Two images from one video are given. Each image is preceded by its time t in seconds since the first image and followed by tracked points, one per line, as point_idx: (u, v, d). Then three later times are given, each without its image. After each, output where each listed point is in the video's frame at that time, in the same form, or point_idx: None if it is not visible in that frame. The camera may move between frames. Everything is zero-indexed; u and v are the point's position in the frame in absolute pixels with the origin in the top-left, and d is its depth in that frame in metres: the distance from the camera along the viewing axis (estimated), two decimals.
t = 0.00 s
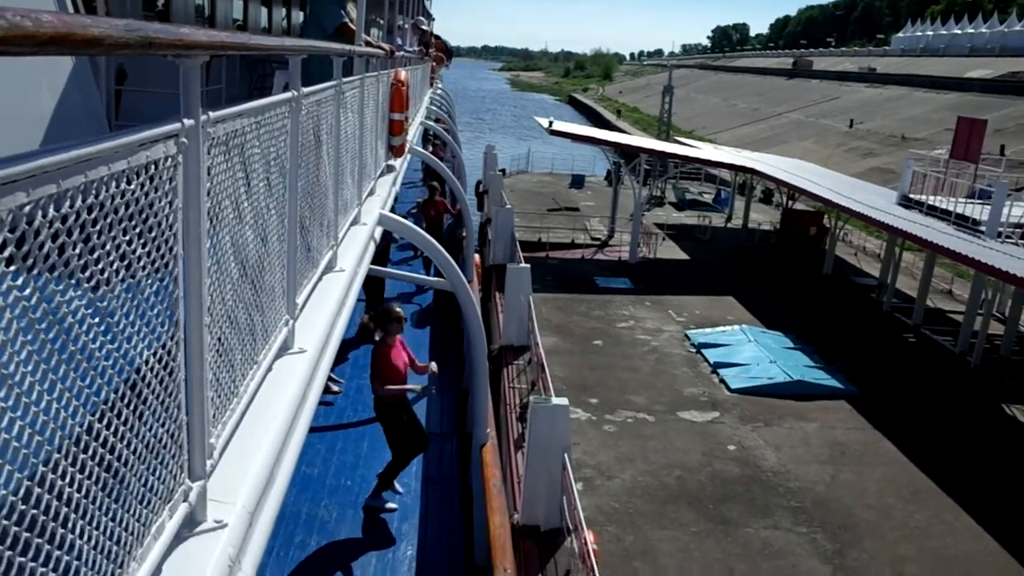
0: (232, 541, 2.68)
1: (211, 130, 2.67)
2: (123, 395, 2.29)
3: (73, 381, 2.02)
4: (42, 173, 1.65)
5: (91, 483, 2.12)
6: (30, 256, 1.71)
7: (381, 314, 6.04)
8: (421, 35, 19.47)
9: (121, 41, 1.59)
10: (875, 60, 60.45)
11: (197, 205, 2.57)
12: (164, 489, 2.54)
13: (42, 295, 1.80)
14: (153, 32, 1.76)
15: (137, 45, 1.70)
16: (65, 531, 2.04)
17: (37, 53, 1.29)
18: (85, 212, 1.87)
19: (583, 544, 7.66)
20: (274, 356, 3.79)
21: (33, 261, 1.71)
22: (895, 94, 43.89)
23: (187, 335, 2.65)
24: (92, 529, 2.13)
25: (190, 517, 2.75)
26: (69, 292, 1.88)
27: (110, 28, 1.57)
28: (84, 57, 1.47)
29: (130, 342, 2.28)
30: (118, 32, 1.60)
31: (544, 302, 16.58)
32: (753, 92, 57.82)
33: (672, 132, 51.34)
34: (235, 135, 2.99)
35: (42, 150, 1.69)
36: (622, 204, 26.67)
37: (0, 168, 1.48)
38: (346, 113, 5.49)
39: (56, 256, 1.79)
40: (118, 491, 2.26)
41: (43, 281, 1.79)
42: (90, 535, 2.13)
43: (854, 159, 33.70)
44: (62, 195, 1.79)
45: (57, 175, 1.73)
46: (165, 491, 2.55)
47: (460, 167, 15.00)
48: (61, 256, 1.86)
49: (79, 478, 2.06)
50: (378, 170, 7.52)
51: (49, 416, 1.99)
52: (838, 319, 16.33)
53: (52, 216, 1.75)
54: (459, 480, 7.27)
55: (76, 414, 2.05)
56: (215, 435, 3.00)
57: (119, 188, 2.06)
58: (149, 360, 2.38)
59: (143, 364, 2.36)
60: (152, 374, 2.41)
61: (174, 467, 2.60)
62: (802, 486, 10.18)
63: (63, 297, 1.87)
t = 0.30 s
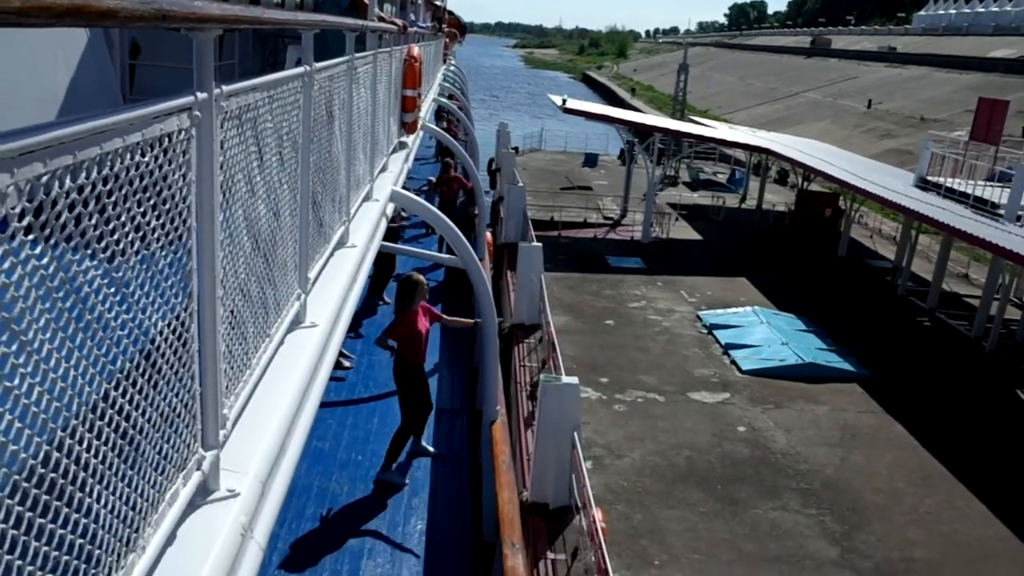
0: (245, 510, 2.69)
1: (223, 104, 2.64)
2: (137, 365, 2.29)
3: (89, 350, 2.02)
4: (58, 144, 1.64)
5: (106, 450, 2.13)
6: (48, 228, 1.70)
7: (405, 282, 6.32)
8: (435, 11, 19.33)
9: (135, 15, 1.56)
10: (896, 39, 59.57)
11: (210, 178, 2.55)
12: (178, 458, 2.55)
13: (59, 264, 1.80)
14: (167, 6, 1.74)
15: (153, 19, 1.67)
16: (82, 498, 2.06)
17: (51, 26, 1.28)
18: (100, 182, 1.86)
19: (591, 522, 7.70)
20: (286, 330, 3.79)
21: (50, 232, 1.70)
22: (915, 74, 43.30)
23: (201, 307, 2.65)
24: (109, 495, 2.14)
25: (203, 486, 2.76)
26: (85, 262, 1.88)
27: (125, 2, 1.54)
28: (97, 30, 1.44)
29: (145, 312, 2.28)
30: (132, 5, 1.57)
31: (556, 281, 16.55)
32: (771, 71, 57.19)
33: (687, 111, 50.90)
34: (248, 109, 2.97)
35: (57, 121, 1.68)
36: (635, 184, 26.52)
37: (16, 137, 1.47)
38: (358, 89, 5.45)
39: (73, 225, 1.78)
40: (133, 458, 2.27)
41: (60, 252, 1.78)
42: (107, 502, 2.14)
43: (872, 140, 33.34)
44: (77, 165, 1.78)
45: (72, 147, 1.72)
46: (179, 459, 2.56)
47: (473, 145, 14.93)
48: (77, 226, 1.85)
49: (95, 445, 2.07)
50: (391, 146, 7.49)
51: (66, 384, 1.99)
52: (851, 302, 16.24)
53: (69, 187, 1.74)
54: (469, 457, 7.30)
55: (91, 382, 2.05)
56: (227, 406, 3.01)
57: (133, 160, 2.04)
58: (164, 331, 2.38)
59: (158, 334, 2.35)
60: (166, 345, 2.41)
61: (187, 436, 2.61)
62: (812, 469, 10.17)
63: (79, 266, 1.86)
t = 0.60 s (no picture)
0: (244, 485, 2.76)
1: (226, 85, 2.69)
2: (139, 342, 2.35)
3: (90, 325, 2.08)
4: (61, 122, 1.69)
5: (108, 423, 2.20)
6: (50, 203, 1.75)
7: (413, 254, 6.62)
8: None
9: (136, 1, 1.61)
10: (908, 29, 59.14)
11: (213, 157, 2.60)
12: (179, 433, 2.61)
13: (62, 240, 1.85)
14: None
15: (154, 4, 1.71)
16: (84, 468, 2.12)
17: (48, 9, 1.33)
18: (103, 161, 1.91)
19: (591, 505, 7.79)
20: (288, 309, 3.85)
21: (54, 209, 1.75)
22: (926, 65, 42.99)
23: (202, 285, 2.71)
24: (109, 468, 2.21)
25: (204, 461, 2.83)
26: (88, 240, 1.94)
27: None
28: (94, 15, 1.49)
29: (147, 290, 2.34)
30: None
31: (561, 266, 16.57)
32: (781, 58, 56.83)
33: (695, 97, 50.66)
34: (252, 90, 3.02)
35: (60, 100, 1.73)
36: (642, 170, 26.48)
37: (21, 116, 1.53)
38: (364, 70, 5.48)
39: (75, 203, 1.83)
40: (135, 433, 2.34)
41: (63, 229, 1.84)
42: (108, 473, 2.21)
43: (881, 130, 33.17)
44: (80, 143, 1.84)
45: (75, 125, 1.77)
46: (180, 435, 2.63)
47: (480, 128, 14.92)
48: (80, 203, 1.91)
49: (96, 417, 2.13)
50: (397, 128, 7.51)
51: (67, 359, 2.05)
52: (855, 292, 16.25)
53: (73, 163, 1.79)
54: (470, 439, 7.38)
55: (92, 357, 2.11)
56: (229, 383, 3.07)
57: (137, 138, 2.09)
58: (166, 309, 2.43)
59: (160, 311, 2.41)
60: (168, 323, 2.47)
61: (188, 412, 2.67)
62: (811, 457, 10.23)
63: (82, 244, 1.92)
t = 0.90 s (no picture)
0: (237, 470, 2.81)
1: (227, 74, 2.72)
2: (136, 326, 2.39)
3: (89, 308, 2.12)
4: (62, 111, 1.73)
5: (103, 406, 2.24)
6: (49, 190, 1.78)
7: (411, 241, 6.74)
8: None
9: None
10: (916, 27, 58.89)
11: (212, 146, 2.63)
12: (173, 417, 2.65)
13: (60, 225, 1.89)
14: None
15: None
16: (80, 448, 2.17)
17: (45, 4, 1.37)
18: (102, 149, 1.95)
19: (586, 497, 7.85)
20: (286, 297, 3.89)
21: (53, 195, 1.79)
22: (933, 64, 42.85)
23: (199, 272, 2.74)
24: (105, 450, 2.25)
25: (198, 445, 2.88)
26: (86, 226, 1.98)
27: None
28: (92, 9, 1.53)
29: (144, 276, 2.37)
30: None
31: (561, 258, 16.61)
32: (788, 54, 56.63)
33: (701, 92, 50.52)
34: (252, 79, 3.05)
35: (60, 89, 1.77)
36: (645, 163, 26.45)
37: (23, 104, 1.56)
38: (367, 59, 5.50)
39: (74, 189, 1.87)
40: (130, 415, 2.38)
41: (61, 215, 1.88)
42: (103, 454, 2.26)
43: (886, 128, 33.09)
44: (80, 131, 1.88)
45: (75, 113, 1.81)
46: (175, 419, 2.67)
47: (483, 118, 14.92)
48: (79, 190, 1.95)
49: (92, 399, 2.18)
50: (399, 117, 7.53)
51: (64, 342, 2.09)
52: (854, 289, 16.27)
53: (74, 149, 1.83)
54: (467, 428, 7.43)
55: (89, 339, 2.15)
56: (225, 368, 3.12)
57: (136, 126, 2.13)
58: (162, 294, 2.48)
59: (156, 296, 2.45)
60: (164, 308, 2.51)
61: (183, 396, 2.72)
62: (806, 453, 10.28)
63: (80, 230, 1.96)
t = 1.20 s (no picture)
0: (225, 463, 2.81)
1: (224, 73, 2.72)
2: (128, 320, 2.40)
3: (80, 302, 2.12)
4: (56, 109, 1.74)
5: (93, 399, 2.24)
6: (42, 187, 1.79)
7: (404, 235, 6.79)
8: None
9: None
10: (917, 35, 58.98)
11: (207, 143, 2.63)
12: (163, 410, 2.65)
13: (53, 220, 1.89)
14: None
15: None
16: (67, 441, 2.17)
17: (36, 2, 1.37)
18: (96, 146, 1.95)
19: (577, 497, 7.84)
20: (279, 292, 3.88)
21: (45, 192, 1.80)
22: (934, 72, 42.90)
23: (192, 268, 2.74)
24: (93, 444, 2.24)
25: (187, 437, 2.87)
26: (79, 221, 1.98)
27: None
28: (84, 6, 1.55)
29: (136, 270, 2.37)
30: None
31: (558, 257, 16.58)
32: (790, 59, 56.66)
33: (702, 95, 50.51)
34: (249, 77, 3.04)
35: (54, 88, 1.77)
36: (644, 165, 26.44)
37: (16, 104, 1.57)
38: (366, 57, 5.49)
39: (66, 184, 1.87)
40: (119, 407, 2.38)
41: (55, 210, 1.89)
42: (92, 446, 2.25)
43: (885, 135, 33.12)
44: (75, 129, 1.88)
45: (71, 112, 1.81)
46: (165, 412, 2.66)
47: (483, 116, 14.88)
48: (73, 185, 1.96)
49: (83, 392, 2.18)
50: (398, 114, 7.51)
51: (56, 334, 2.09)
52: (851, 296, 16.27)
53: (67, 148, 1.83)
54: (459, 425, 7.41)
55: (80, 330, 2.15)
56: (216, 362, 3.11)
57: (131, 125, 2.13)
58: (154, 289, 2.48)
59: (148, 289, 2.45)
60: (156, 303, 2.51)
61: (173, 389, 2.71)
62: (799, 457, 10.28)
63: (74, 225, 1.96)
